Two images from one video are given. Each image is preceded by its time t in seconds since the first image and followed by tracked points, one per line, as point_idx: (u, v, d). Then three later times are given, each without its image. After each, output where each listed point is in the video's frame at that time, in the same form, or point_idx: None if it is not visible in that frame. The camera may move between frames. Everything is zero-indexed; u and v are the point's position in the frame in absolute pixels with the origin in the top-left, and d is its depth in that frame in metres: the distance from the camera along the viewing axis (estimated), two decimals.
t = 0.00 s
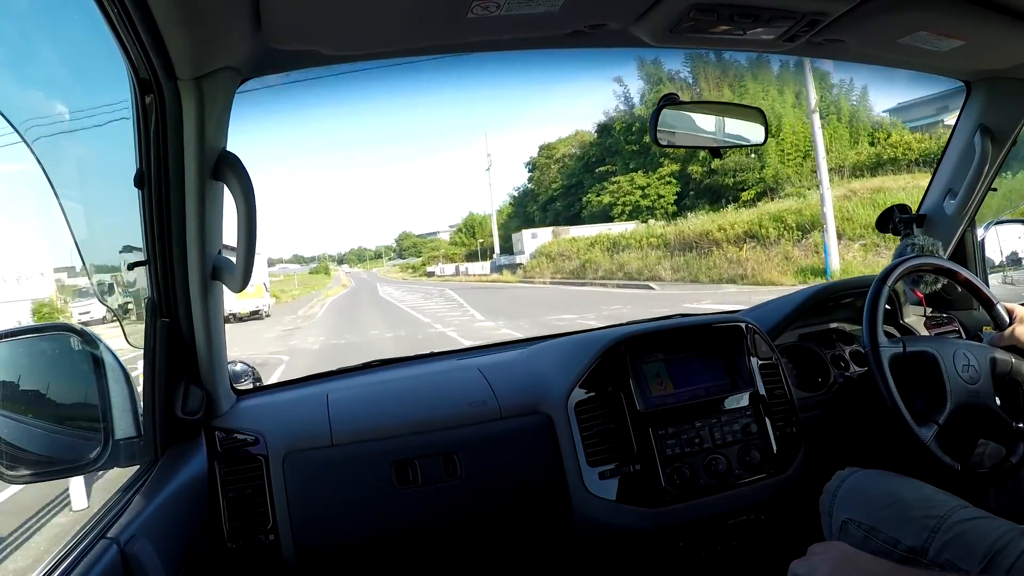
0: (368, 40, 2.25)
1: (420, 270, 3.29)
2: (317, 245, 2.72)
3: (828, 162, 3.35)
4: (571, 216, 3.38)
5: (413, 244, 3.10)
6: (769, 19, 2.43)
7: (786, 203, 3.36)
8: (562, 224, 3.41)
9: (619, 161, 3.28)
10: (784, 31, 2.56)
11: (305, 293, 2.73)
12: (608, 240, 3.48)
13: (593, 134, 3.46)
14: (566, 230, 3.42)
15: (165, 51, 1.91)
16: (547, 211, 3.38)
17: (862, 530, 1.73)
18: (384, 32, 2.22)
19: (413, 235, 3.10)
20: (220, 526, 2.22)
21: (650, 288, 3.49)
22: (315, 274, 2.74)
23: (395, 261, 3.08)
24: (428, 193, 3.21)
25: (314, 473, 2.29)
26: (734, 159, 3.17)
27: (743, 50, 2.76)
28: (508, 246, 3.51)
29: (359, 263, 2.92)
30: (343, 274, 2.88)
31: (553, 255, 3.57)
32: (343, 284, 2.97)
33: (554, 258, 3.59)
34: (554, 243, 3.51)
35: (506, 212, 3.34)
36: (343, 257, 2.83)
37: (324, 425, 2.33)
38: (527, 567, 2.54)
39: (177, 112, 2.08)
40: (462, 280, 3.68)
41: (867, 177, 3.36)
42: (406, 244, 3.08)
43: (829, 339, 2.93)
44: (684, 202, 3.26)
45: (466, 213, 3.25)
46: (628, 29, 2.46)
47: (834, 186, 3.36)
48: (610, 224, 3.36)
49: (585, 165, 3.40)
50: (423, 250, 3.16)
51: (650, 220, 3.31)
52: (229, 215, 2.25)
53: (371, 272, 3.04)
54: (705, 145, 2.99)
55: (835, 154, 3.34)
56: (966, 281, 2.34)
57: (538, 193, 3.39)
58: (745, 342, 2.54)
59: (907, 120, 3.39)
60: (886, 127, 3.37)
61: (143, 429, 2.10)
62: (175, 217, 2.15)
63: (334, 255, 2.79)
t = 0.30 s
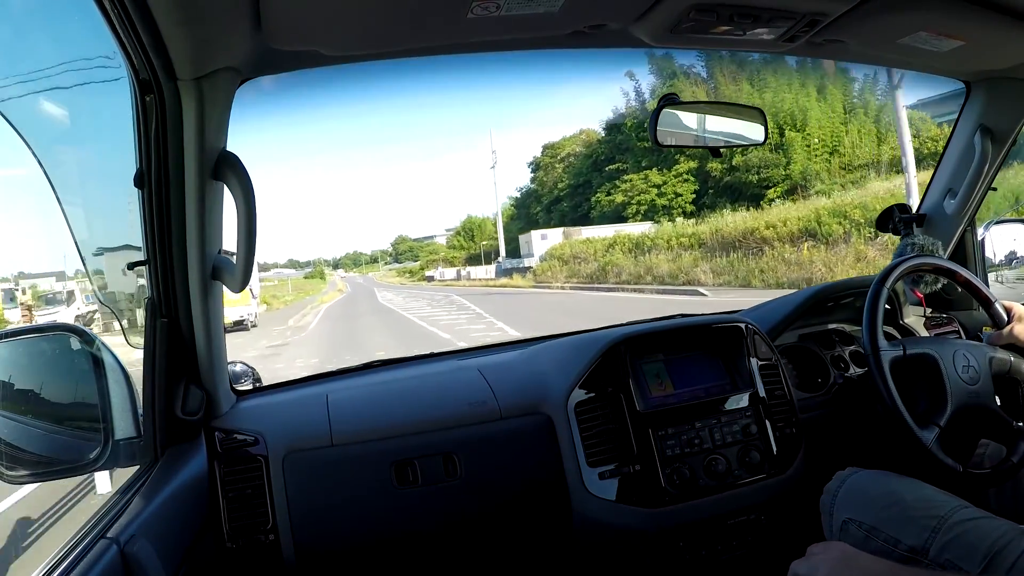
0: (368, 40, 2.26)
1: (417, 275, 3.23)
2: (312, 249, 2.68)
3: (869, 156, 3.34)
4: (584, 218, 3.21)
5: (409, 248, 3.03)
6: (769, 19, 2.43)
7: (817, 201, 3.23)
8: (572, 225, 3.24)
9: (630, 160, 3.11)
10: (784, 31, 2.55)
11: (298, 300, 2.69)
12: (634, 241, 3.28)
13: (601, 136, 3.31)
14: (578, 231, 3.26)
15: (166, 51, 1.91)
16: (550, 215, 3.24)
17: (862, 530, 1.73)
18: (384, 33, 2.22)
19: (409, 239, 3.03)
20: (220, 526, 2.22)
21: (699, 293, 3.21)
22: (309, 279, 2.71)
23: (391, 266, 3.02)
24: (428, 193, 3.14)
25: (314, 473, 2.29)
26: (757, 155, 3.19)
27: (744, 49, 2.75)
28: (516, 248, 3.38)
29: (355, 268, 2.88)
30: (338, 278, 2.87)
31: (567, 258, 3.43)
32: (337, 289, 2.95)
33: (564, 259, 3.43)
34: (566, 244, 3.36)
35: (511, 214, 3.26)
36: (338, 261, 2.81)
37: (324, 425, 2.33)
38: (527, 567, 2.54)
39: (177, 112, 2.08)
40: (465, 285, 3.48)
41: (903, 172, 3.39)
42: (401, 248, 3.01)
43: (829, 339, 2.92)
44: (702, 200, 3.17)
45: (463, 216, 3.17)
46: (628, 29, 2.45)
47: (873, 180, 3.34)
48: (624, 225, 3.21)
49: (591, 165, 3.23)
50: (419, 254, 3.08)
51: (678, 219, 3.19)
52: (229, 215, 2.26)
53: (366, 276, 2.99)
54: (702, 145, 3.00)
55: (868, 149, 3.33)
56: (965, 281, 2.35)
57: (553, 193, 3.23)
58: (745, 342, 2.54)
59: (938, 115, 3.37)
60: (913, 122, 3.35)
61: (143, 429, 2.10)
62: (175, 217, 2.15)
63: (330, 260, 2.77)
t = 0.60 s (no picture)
0: (368, 40, 2.25)
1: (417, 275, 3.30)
2: (306, 248, 2.64)
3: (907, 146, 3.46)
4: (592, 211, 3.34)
5: (405, 246, 3.02)
6: (770, 19, 2.43)
7: (853, 192, 3.47)
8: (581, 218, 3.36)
9: (642, 151, 3.22)
10: (784, 31, 2.56)
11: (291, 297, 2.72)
12: (676, 237, 3.39)
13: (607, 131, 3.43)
14: (591, 225, 3.37)
15: (165, 51, 1.91)
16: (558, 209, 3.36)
17: (860, 531, 1.73)
18: (384, 32, 2.22)
19: (405, 238, 3.02)
20: (220, 526, 2.22)
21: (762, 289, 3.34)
22: (303, 277, 2.72)
23: (386, 264, 3.01)
24: (428, 191, 3.17)
25: (314, 473, 2.29)
26: (788, 147, 3.31)
27: (744, 49, 2.75)
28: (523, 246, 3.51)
29: (348, 266, 2.89)
30: (331, 276, 2.89)
31: (582, 254, 3.57)
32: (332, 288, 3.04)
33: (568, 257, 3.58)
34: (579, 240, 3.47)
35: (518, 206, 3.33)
36: (333, 260, 2.81)
37: (324, 425, 2.33)
38: (527, 567, 2.54)
39: (177, 112, 2.08)
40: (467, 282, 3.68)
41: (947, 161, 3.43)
42: (397, 246, 3.00)
43: (829, 339, 2.92)
44: (725, 193, 3.31)
45: (461, 213, 3.18)
46: (629, 29, 2.46)
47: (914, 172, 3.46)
48: (642, 218, 3.36)
49: (597, 162, 3.36)
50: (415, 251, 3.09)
51: (708, 211, 3.34)
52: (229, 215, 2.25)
53: (360, 274, 3.00)
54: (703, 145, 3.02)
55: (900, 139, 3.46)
56: (966, 280, 2.34)
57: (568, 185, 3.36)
58: (745, 342, 2.54)
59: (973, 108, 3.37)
60: (937, 115, 3.33)
61: (143, 429, 2.10)
62: (175, 217, 2.15)
63: (324, 259, 2.78)
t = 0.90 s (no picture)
0: (368, 40, 2.25)
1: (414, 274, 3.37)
2: (300, 248, 2.63)
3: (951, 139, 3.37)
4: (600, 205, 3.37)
5: (399, 246, 3.05)
6: (770, 19, 2.43)
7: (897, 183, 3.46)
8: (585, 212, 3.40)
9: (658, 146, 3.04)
10: (784, 31, 2.56)
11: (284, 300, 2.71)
12: (717, 232, 3.38)
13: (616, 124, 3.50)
14: (609, 221, 3.36)
15: (165, 51, 1.91)
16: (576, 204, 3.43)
17: (861, 529, 1.73)
18: (385, 32, 2.22)
19: (399, 238, 3.04)
20: (220, 526, 2.22)
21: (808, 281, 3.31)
22: (296, 278, 2.70)
23: (381, 264, 3.06)
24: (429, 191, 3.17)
25: (315, 473, 2.29)
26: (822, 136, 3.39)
27: (744, 49, 2.75)
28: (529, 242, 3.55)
29: (342, 267, 2.92)
30: (325, 277, 2.92)
31: (601, 252, 3.50)
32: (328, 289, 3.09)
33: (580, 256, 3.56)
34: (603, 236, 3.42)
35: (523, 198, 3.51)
36: (327, 260, 2.83)
37: (324, 425, 2.33)
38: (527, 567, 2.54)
39: (177, 112, 2.08)
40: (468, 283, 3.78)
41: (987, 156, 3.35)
42: (392, 246, 3.03)
43: (829, 339, 2.93)
44: (754, 184, 3.38)
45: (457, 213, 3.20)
46: (628, 29, 2.46)
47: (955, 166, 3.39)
48: (661, 212, 3.32)
49: (602, 159, 3.46)
50: (410, 251, 3.11)
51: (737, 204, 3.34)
52: (229, 215, 2.25)
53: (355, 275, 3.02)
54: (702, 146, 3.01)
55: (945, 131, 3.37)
56: (966, 280, 2.34)
57: (583, 180, 3.46)
58: (745, 342, 2.54)
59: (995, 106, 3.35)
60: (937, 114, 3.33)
61: (143, 429, 2.10)
62: (175, 217, 2.15)
63: (318, 259, 2.78)
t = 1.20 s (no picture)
0: (368, 40, 2.25)
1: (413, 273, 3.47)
2: (294, 249, 2.53)
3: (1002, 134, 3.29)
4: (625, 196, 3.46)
5: (394, 247, 3.01)
6: (770, 20, 2.43)
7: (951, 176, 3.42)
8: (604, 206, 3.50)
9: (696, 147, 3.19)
10: (784, 32, 2.56)
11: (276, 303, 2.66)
12: (774, 226, 3.41)
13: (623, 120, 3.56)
14: (631, 216, 3.42)
15: (165, 51, 1.91)
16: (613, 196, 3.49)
17: (861, 530, 1.73)
18: (385, 32, 2.22)
19: (394, 238, 2.98)
20: (220, 526, 2.22)
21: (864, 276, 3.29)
22: (287, 281, 2.59)
23: (377, 265, 3.00)
24: (427, 189, 3.11)
25: (315, 473, 2.29)
26: (864, 126, 3.46)
27: (744, 50, 2.76)
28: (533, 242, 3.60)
29: (337, 268, 2.83)
30: (318, 279, 2.82)
31: (627, 249, 3.55)
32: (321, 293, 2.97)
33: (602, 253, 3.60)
34: (633, 233, 3.47)
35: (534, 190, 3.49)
36: (321, 261, 2.74)
37: (324, 425, 2.33)
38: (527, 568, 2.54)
39: (177, 112, 2.08)
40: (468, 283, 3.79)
41: None
42: (386, 247, 2.98)
43: (829, 339, 2.93)
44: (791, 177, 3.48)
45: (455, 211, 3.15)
46: (628, 29, 2.46)
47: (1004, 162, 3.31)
48: (684, 208, 3.39)
49: (618, 154, 3.50)
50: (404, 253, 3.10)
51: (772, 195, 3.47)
52: (229, 215, 2.25)
53: (350, 276, 2.93)
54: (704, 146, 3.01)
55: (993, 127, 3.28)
56: (964, 279, 2.35)
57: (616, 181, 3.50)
58: (745, 342, 2.54)
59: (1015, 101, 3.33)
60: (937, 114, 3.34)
61: (142, 430, 2.10)
62: (175, 217, 2.15)
63: (312, 260, 2.70)
